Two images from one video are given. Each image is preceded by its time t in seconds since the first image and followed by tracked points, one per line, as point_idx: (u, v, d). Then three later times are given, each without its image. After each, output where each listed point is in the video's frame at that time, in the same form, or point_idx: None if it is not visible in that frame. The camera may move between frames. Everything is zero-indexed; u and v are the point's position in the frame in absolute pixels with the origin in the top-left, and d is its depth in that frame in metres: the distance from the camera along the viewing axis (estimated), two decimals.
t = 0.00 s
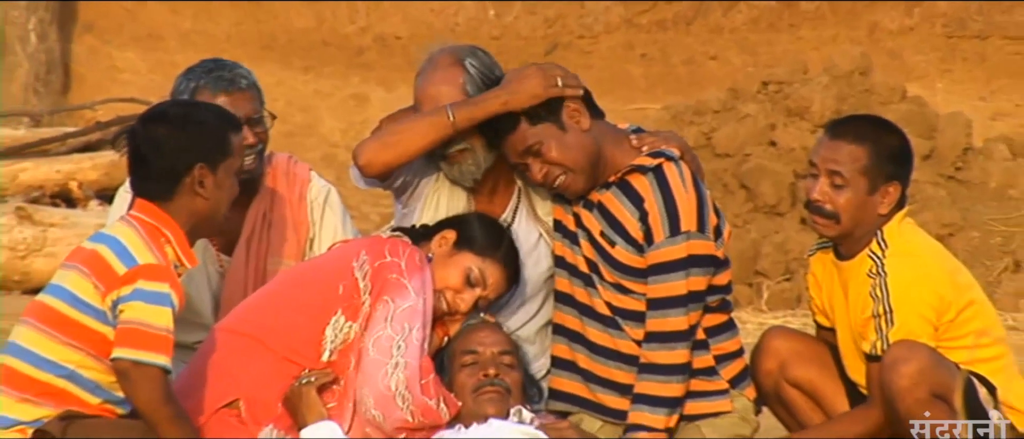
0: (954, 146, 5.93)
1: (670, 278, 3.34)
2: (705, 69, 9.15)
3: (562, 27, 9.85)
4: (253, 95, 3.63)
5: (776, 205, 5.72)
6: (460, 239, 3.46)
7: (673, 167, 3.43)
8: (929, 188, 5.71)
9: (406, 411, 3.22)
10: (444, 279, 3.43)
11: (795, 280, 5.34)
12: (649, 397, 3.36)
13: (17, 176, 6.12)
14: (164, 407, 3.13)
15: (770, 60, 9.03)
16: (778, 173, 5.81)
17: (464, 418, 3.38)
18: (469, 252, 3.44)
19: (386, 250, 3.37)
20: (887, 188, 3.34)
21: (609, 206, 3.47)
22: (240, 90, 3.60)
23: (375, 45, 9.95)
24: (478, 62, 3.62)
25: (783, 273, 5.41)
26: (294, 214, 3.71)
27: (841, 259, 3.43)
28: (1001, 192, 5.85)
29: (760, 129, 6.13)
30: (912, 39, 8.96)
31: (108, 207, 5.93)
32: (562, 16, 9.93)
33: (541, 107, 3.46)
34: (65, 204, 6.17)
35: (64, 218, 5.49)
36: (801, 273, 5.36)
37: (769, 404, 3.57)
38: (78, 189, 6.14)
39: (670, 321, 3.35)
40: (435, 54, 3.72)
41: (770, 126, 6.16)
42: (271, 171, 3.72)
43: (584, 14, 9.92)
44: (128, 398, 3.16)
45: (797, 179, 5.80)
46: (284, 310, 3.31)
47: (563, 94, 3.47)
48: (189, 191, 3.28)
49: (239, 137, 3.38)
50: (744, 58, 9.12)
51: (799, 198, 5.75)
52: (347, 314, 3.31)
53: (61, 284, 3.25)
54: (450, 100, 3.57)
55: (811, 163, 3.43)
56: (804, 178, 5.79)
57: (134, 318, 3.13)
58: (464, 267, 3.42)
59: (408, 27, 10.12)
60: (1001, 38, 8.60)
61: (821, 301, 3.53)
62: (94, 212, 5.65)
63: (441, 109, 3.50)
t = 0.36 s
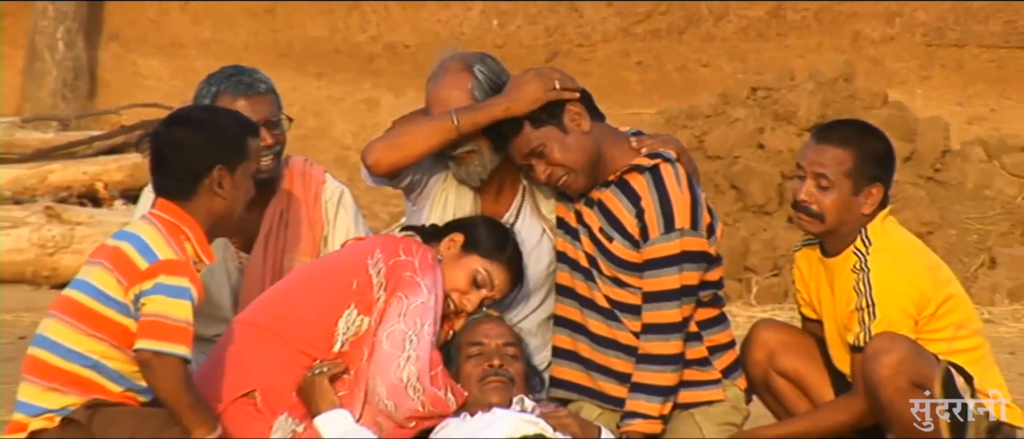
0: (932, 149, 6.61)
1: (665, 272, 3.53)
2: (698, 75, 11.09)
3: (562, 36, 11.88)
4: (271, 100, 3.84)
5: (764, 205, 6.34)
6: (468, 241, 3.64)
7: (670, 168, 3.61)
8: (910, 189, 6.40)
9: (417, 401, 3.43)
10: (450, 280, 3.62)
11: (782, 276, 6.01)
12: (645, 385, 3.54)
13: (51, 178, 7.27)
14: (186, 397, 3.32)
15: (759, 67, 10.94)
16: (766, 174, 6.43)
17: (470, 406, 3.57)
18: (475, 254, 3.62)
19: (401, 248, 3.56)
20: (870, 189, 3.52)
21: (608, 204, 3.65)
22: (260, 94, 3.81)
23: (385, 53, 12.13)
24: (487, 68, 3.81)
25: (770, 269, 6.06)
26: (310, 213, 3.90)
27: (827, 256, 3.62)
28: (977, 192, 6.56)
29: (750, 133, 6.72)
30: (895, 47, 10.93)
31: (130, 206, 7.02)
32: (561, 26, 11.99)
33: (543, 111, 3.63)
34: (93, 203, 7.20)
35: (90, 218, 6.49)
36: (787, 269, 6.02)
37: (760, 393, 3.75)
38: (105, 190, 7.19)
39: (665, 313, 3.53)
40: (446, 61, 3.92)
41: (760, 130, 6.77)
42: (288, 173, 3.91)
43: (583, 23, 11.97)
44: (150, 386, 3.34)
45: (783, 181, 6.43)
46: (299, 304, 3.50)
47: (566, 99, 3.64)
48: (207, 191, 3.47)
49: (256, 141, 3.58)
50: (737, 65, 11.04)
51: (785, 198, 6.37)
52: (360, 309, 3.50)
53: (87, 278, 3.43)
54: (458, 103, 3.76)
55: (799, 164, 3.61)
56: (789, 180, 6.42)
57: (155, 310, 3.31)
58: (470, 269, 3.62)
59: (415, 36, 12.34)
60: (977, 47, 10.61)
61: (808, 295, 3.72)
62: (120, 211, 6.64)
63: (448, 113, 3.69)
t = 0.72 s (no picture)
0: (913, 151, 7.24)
1: (658, 268, 3.71)
2: (692, 81, 12.16)
3: (563, 43, 12.76)
4: (287, 102, 4.06)
5: (754, 203, 6.94)
6: (469, 238, 3.83)
7: (664, 169, 3.80)
8: (893, 189, 6.94)
9: (423, 388, 3.62)
10: (453, 275, 3.81)
11: (771, 270, 6.53)
12: (641, 375, 3.73)
13: (77, 177, 7.96)
14: (205, 387, 3.50)
15: (750, 71, 12.00)
16: (756, 174, 7.03)
17: (474, 393, 3.78)
18: (477, 251, 3.81)
19: (408, 244, 3.75)
20: (854, 187, 3.71)
21: (605, 202, 3.83)
22: (277, 96, 4.04)
23: (395, 59, 13.01)
24: (494, 73, 4.02)
25: (761, 264, 6.58)
26: (323, 211, 4.13)
27: (814, 252, 3.81)
28: (957, 191, 7.10)
29: (742, 135, 7.35)
30: (877, 53, 11.87)
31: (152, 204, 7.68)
32: (561, 34, 12.85)
33: (543, 114, 3.81)
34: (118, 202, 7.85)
35: (116, 215, 7.13)
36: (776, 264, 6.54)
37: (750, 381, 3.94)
38: (128, 189, 7.83)
39: (658, 307, 3.72)
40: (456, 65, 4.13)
41: (750, 132, 7.40)
42: (303, 174, 4.14)
43: (582, 30, 12.84)
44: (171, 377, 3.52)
45: (772, 180, 7.02)
46: (310, 296, 3.69)
47: (565, 104, 3.82)
48: (225, 192, 3.65)
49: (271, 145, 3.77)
50: (727, 72, 12.12)
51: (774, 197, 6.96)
52: (368, 300, 3.69)
53: (110, 274, 3.61)
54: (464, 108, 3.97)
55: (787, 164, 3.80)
56: (778, 179, 7.01)
57: (175, 305, 3.49)
58: (472, 264, 3.81)
59: (424, 43, 13.17)
60: (954, 53, 11.51)
61: (796, 289, 3.90)
62: (142, 210, 7.22)
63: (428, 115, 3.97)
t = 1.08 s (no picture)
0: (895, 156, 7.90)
1: (651, 269, 3.89)
2: (684, 87, 13.36)
3: (561, 53, 13.86)
4: (300, 104, 4.28)
5: (745, 205, 7.33)
6: (473, 238, 4.00)
7: (658, 174, 3.97)
8: (877, 190, 7.55)
9: (429, 383, 3.82)
10: (457, 274, 3.99)
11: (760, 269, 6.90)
12: (637, 370, 3.91)
13: (98, 179, 8.18)
14: (219, 379, 3.65)
15: (740, 79, 13.29)
16: (746, 177, 7.46)
17: (476, 386, 3.96)
18: (480, 250, 3.99)
19: (416, 245, 3.91)
20: (840, 191, 3.88)
21: (602, 205, 4.01)
22: (293, 98, 4.26)
23: (402, 67, 14.02)
24: (500, 82, 4.12)
25: (751, 263, 6.96)
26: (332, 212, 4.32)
27: (802, 252, 3.98)
28: (938, 193, 7.66)
29: (732, 141, 7.86)
30: (863, 61, 13.25)
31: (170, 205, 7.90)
32: (561, 44, 13.96)
33: (543, 118, 3.94)
34: (138, 204, 8.09)
35: (135, 217, 7.32)
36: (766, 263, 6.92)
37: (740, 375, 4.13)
38: (147, 191, 8.06)
39: (653, 307, 3.89)
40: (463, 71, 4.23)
41: (741, 136, 7.97)
42: (313, 178, 4.30)
43: (580, 41, 13.98)
44: (188, 371, 3.67)
45: (762, 183, 7.44)
46: (320, 294, 3.85)
47: (564, 110, 3.96)
48: (238, 194, 3.81)
49: (282, 149, 3.93)
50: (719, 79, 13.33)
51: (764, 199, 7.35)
52: (376, 298, 3.86)
53: (128, 271, 3.77)
54: (469, 114, 4.07)
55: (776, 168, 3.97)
56: (768, 182, 7.42)
57: (191, 300, 3.64)
58: (474, 264, 3.99)
59: (428, 51, 14.20)
60: (937, 62, 12.95)
61: (785, 288, 4.08)
62: (160, 211, 7.45)
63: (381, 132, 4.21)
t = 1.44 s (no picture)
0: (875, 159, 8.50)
1: (656, 268, 4.08)
2: (676, 94, 13.65)
3: (560, 62, 14.04)
4: (315, 110, 4.50)
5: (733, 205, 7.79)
6: (476, 238, 4.22)
7: (659, 179, 4.17)
8: (858, 192, 8.04)
9: (435, 377, 4.04)
10: (461, 272, 4.20)
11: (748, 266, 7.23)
12: (637, 363, 4.13)
13: (122, 181, 8.41)
14: (237, 371, 3.84)
15: (729, 87, 13.58)
16: (734, 179, 7.93)
17: (480, 378, 4.18)
18: (482, 250, 4.21)
19: (422, 246, 4.13)
20: (823, 191, 4.10)
21: (606, 210, 4.20)
22: (308, 105, 4.49)
23: (409, 75, 14.16)
24: (502, 92, 4.35)
25: (739, 260, 7.28)
26: (344, 212, 4.59)
27: (788, 250, 4.20)
28: (917, 194, 8.22)
29: (721, 147, 8.33)
30: (845, 70, 13.62)
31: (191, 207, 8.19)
32: (560, 54, 14.12)
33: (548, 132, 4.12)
34: (160, 205, 8.38)
35: (157, 217, 7.60)
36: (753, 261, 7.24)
37: (731, 369, 4.35)
38: (169, 193, 8.34)
39: (655, 303, 4.09)
40: (467, 82, 4.44)
41: (729, 141, 8.44)
42: (325, 180, 4.60)
43: (577, 51, 14.13)
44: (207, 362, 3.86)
45: (749, 184, 7.88)
46: (330, 291, 4.06)
47: (568, 124, 4.13)
48: (253, 196, 4.00)
49: (297, 154, 4.11)
50: (709, 86, 13.65)
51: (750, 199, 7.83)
52: (384, 296, 4.07)
53: (151, 269, 3.96)
54: (476, 125, 4.28)
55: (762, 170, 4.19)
56: (754, 183, 7.87)
57: (210, 296, 3.81)
58: (478, 262, 4.21)
59: (433, 61, 14.32)
60: (915, 70, 13.49)
61: (772, 285, 4.30)
62: (181, 212, 7.74)
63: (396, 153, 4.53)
